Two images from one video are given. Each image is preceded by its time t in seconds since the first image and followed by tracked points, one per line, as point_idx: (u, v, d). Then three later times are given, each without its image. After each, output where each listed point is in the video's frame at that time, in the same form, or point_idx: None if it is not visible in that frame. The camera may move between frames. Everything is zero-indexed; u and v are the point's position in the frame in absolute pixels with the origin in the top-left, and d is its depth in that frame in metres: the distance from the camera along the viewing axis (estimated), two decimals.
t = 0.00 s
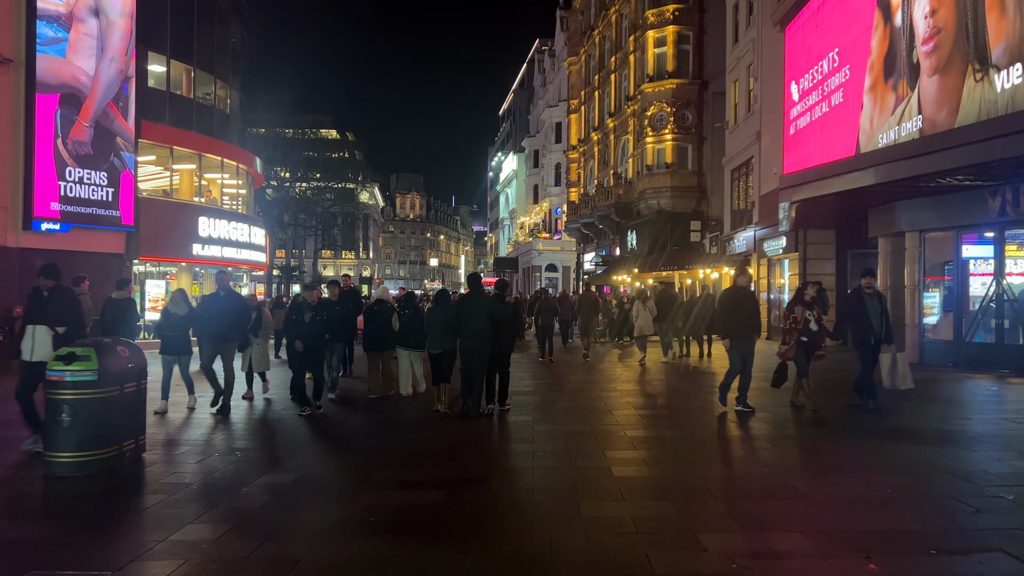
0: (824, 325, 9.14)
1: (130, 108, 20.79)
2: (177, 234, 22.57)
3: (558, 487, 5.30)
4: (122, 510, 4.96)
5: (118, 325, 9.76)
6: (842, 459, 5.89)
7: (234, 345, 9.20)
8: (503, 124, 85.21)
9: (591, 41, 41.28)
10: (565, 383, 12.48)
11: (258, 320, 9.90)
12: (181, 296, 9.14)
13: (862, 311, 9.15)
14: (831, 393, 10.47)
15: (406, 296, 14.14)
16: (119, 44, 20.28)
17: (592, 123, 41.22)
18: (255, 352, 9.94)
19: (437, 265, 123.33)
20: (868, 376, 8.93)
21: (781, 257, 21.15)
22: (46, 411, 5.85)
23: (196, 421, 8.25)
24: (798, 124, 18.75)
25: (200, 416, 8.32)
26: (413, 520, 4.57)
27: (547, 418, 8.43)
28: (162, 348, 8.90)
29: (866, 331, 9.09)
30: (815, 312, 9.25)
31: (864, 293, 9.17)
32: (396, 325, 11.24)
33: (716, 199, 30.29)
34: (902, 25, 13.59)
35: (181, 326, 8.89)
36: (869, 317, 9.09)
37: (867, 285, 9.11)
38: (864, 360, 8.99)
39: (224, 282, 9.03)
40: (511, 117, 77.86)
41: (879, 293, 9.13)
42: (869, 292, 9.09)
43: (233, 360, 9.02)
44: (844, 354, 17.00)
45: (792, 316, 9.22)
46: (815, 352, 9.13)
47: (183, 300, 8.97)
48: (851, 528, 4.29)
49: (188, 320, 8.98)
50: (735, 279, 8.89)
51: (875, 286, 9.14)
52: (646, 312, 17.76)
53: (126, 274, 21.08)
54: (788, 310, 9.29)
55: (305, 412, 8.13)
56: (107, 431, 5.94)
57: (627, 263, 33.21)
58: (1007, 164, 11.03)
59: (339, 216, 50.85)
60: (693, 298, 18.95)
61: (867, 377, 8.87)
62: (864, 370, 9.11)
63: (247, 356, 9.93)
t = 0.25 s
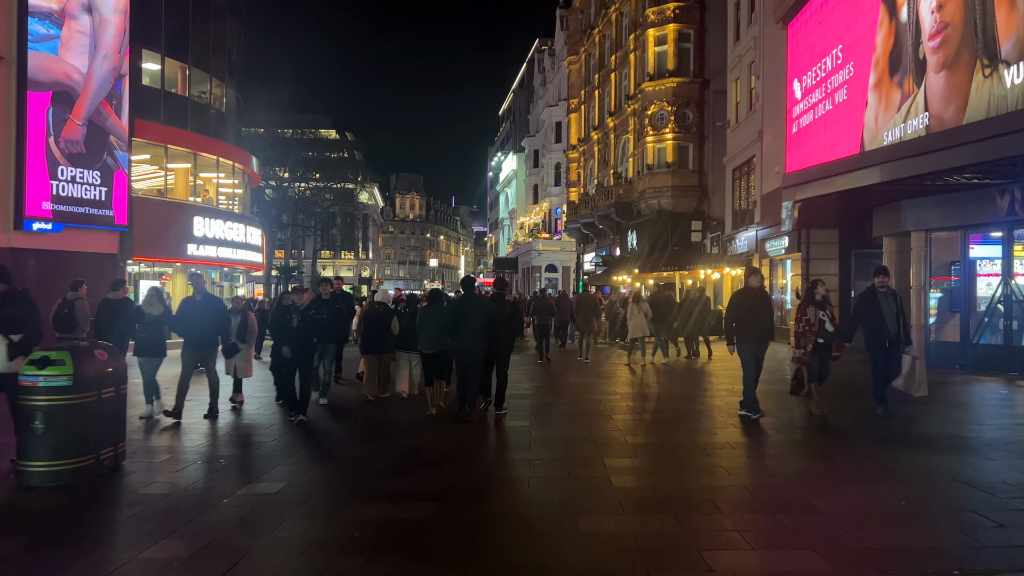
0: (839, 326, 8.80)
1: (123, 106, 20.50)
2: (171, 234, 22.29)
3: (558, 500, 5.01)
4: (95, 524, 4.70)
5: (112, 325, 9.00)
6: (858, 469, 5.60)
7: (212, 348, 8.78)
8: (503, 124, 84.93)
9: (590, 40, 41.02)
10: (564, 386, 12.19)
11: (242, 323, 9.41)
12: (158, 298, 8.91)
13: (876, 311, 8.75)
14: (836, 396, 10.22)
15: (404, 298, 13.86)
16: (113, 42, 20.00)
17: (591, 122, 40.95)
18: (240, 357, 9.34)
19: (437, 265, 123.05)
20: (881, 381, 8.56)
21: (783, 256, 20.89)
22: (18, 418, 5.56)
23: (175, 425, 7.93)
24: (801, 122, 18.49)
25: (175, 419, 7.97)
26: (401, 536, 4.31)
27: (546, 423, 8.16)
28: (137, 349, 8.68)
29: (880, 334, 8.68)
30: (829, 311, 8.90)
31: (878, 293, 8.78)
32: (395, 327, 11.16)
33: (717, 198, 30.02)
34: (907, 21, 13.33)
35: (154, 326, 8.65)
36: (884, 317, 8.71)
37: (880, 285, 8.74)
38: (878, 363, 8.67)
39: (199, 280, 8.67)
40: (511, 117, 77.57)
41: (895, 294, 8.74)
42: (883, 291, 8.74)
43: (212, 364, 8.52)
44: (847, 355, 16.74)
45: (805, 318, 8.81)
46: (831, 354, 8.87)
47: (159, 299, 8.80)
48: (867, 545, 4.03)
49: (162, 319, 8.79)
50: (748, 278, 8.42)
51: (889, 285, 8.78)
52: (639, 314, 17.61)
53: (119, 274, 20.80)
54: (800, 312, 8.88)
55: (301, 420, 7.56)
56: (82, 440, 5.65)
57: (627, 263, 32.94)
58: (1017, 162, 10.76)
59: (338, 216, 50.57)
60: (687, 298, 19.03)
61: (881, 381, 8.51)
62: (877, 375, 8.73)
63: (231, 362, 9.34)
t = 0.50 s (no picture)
0: (847, 324, 8.50)
1: (116, 103, 20.24)
2: (164, 232, 22.06)
3: (548, 505, 4.78)
4: (59, 530, 4.46)
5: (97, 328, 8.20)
6: (863, 473, 5.36)
7: (184, 347, 8.36)
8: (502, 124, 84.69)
9: (589, 38, 40.78)
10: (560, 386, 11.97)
11: (219, 320, 8.93)
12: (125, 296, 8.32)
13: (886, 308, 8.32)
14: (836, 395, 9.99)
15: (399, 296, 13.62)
16: (105, 37, 19.73)
17: (590, 121, 40.71)
18: (216, 356, 8.86)
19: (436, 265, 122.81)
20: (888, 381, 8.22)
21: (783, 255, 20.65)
22: None
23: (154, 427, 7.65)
24: (802, 118, 18.25)
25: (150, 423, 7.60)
26: (378, 544, 4.07)
27: (539, 423, 7.93)
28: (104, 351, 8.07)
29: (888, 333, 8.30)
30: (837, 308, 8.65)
31: (888, 289, 8.40)
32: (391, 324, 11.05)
33: (716, 197, 29.79)
34: (910, 14, 13.09)
35: (122, 327, 8.05)
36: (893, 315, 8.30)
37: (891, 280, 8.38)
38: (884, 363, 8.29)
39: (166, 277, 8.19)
40: (510, 116, 77.32)
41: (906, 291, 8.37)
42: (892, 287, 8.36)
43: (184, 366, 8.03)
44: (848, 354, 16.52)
45: (811, 315, 8.57)
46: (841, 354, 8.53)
47: (126, 299, 8.19)
48: (872, 554, 3.79)
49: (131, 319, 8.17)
50: (754, 273, 7.93)
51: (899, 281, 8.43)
52: (630, 313, 17.55)
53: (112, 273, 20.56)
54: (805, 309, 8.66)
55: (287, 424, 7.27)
56: (49, 442, 5.40)
57: (626, 262, 32.70)
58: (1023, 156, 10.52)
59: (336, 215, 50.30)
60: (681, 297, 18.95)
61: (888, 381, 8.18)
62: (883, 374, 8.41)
63: (206, 360, 8.88)
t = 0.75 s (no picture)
0: (864, 333, 7.78)
1: (107, 102, 19.93)
2: (158, 232, 21.76)
3: (539, 526, 4.49)
4: (17, 552, 4.17)
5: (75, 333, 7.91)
6: (875, 490, 5.06)
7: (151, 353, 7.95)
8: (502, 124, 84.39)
9: (589, 37, 40.50)
10: (557, 391, 11.67)
11: (198, 324, 8.58)
12: (92, 297, 7.97)
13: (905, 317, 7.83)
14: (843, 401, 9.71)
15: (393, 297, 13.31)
16: (96, 35, 19.43)
17: (590, 120, 40.41)
18: (196, 363, 8.57)
19: (436, 265, 122.50)
20: (900, 391, 7.91)
21: (784, 256, 20.38)
22: None
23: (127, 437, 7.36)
24: (804, 117, 17.96)
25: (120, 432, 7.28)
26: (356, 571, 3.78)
27: (535, 431, 7.64)
28: (69, 356, 7.72)
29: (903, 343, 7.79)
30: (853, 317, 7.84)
31: (908, 295, 7.92)
32: (387, 328, 10.85)
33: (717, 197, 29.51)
34: (915, 10, 12.81)
35: (82, 330, 7.66)
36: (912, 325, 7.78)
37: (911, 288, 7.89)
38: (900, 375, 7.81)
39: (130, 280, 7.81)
40: (510, 116, 77.02)
41: (927, 299, 7.87)
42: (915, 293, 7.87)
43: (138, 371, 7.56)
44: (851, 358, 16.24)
45: (825, 322, 7.77)
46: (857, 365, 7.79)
47: (90, 301, 7.94)
48: None
49: (93, 323, 7.73)
50: (766, 275, 7.62)
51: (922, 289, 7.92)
52: (624, 315, 17.39)
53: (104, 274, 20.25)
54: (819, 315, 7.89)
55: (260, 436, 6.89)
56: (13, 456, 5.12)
57: (626, 263, 32.41)
58: None
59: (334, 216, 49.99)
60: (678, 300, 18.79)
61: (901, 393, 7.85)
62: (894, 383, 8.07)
63: (187, 367, 8.60)
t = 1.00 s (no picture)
0: (893, 335, 7.22)
1: (102, 99, 19.65)
2: (153, 231, 21.47)
3: (541, 542, 4.21)
4: None
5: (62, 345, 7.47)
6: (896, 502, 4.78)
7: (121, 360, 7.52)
8: (501, 123, 84.12)
9: (589, 35, 40.23)
10: (558, 393, 11.38)
11: (176, 328, 8.18)
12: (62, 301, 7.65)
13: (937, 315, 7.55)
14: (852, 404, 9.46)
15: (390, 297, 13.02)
16: (90, 31, 19.14)
17: (591, 119, 40.14)
18: (176, 368, 8.15)
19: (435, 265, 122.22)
20: (930, 392, 7.60)
21: (788, 256, 20.13)
22: None
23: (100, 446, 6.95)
24: (808, 115, 17.69)
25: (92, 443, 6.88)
26: None
27: (536, 436, 7.36)
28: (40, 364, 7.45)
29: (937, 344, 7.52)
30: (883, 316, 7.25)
31: (940, 293, 7.64)
32: (385, 329, 10.61)
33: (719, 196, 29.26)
34: (925, 5, 12.54)
35: (47, 335, 7.38)
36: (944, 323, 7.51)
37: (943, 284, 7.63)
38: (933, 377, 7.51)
39: (100, 282, 7.39)
40: (510, 116, 76.75)
41: (959, 299, 7.60)
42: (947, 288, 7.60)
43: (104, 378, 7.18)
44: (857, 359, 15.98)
45: (853, 321, 7.23)
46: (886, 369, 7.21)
47: (57, 304, 7.59)
48: None
49: (61, 326, 7.44)
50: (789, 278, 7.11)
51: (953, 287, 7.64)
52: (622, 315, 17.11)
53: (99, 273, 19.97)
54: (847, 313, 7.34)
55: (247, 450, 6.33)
56: None
57: (626, 263, 32.13)
58: None
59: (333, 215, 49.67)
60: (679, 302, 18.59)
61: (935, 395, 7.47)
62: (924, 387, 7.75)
63: (167, 373, 8.19)
